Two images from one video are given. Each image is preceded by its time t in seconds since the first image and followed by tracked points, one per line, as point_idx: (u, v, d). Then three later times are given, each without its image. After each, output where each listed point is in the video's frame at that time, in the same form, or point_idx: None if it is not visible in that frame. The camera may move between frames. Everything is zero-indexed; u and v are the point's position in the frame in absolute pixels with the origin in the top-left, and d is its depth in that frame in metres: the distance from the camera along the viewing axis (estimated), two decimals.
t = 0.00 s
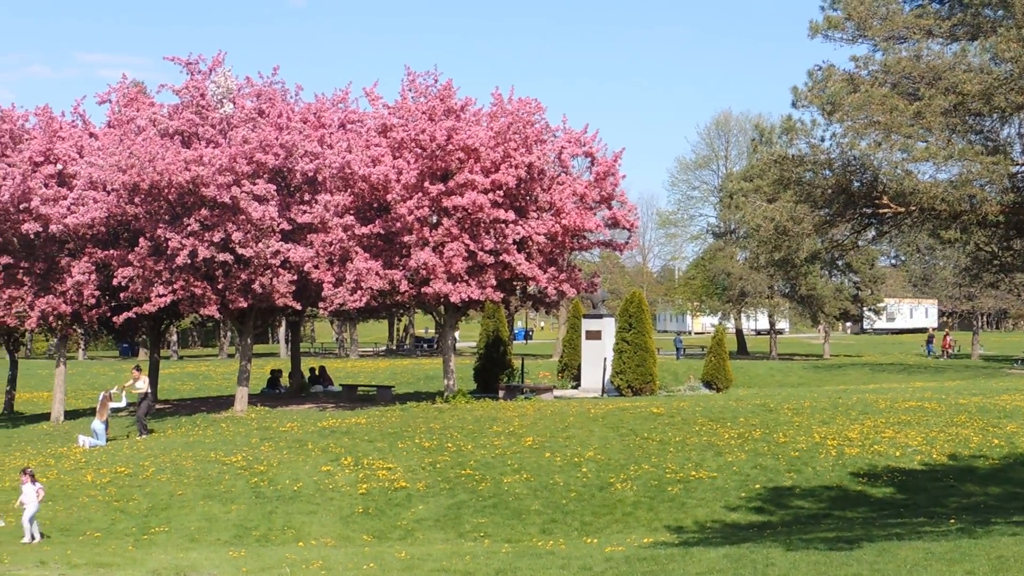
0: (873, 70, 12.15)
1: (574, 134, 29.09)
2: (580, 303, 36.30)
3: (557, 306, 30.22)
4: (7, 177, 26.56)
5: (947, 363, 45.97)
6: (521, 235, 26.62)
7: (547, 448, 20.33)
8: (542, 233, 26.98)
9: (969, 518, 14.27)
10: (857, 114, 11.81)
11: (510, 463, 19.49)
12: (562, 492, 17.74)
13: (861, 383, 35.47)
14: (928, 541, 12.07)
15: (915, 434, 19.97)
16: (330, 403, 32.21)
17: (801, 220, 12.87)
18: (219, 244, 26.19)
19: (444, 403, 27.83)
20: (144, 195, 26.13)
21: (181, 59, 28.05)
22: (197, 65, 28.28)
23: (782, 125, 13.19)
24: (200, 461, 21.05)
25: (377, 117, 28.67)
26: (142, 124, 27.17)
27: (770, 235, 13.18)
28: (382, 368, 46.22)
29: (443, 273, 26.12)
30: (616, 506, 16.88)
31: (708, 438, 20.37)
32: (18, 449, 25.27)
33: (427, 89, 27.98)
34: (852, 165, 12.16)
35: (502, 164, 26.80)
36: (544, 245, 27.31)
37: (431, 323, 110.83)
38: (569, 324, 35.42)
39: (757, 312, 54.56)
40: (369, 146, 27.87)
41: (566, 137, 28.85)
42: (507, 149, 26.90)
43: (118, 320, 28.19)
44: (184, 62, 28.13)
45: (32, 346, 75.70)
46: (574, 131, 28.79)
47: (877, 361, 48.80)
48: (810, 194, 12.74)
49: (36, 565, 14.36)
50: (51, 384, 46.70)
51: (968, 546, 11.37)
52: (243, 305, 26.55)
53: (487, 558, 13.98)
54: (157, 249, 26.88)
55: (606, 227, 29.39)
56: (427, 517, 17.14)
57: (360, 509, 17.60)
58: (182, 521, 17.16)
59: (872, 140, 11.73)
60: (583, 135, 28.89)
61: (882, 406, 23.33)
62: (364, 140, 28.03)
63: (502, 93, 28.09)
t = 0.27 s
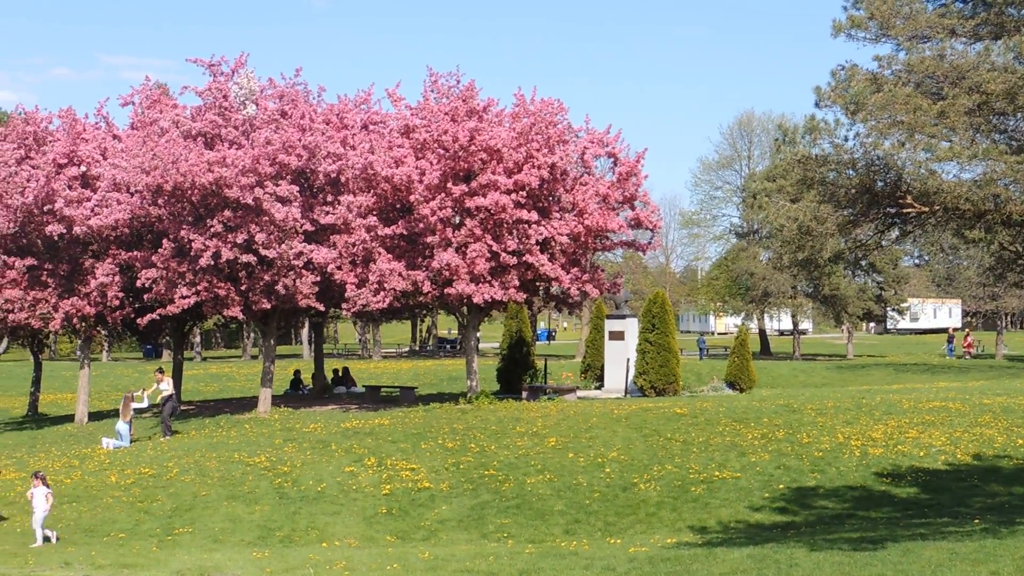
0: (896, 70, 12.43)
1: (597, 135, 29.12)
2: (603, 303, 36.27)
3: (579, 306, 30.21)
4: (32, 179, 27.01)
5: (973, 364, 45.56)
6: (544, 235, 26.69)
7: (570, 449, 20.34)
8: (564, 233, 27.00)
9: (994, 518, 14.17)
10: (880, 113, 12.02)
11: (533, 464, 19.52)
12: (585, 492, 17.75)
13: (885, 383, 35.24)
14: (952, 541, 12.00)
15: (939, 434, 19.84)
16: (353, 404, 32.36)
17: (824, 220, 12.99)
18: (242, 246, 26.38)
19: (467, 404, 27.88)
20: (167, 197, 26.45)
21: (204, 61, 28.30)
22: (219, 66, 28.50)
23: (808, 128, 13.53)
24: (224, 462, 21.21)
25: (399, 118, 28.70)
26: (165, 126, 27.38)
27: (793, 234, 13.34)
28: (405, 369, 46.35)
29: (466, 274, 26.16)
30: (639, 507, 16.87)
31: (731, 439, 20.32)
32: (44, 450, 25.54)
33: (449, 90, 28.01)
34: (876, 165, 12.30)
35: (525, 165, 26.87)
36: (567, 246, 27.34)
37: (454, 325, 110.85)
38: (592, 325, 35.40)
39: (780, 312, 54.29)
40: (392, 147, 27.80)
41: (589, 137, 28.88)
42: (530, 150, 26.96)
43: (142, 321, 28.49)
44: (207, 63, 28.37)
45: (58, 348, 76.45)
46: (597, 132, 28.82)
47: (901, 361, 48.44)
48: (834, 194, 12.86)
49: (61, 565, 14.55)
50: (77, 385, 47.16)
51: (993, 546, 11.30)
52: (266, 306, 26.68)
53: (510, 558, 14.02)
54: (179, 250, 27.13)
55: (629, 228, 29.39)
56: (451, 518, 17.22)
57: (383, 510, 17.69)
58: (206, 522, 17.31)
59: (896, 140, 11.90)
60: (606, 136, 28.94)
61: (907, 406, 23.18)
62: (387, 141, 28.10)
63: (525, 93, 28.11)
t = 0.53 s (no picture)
0: (919, 68, 12.55)
1: (619, 134, 29.14)
2: (625, 303, 36.22)
3: (602, 305, 30.21)
4: (55, 180, 27.33)
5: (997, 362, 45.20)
6: (566, 234, 26.73)
7: (592, 448, 20.35)
8: (586, 232, 27.01)
9: (1019, 517, 14.08)
10: (904, 112, 12.17)
11: (556, 463, 19.55)
12: (608, 492, 17.76)
13: (908, 382, 34.98)
14: (977, 541, 11.93)
15: (963, 433, 19.71)
16: (376, 403, 32.50)
17: (846, 218, 13.10)
18: (265, 246, 26.56)
19: (489, 403, 27.92)
20: (189, 197, 26.73)
21: (226, 61, 28.49)
22: (241, 66, 28.70)
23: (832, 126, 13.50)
24: (246, 462, 21.38)
25: (421, 118, 28.76)
26: (187, 126, 27.77)
27: (815, 233, 13.44)
28: (427, 369, 46.49)
29: (488, 273, 26.21)
30: (662, 506, 16.87)
31: (754, 438, 20.27)
32: (68, 450, 25.81)
33: (471, 90, 28.11)
34: (899, 164, 12.47)
35: (547, 164, 26.96)
36: (589, 245, 27.37)
37: (475, 324, 110.86)
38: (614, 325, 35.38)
39: (802, 311, 54.04)
40: (414, 146, 27.86)
41: (611, 136, 28.91)
42: (552, 149, 26.99)
43: (164, 321, 28.67)
44: (229, 63, 28.57)
45: (82, 348, 77.09)
46: (619, 131, 28.84)
47: (924, 360, 47.93)
48: (856, 192, 12.98)
49: (86, 565, 14.73)
50: (100, 385, 47.55)
51: (1018, 546, 11.24)
52: (288, 307, 26.75)
53: (533, 558, 14.06)
54: (201, 250, 27.44)
55: (651, 227, 29.39)
56: (473, 517, 17.28)
57: (406, 509, 17.78)
58: (229, 522, 17.45)
59: (920, 138, 12.05)
60: (628, 135, 28.99)
61: (930, 405, 23.05)
62: (409, 140, 28.16)
63: (546, 92, 28.14)
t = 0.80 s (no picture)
0: (941, 64, 12.71)
1: (641, 133, 29.07)
2: (646, 301, 36.18)
3: (624, 304, 30.14)
4: (77, 182, 27.59)
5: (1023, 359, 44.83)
6: (587, 234, 26.67)
7: (615, 447, 20.36)
8: (608, 231, 26.98)
9: None
10: (926, 108, 12.28)
11: (579, 462, 19.57)
12: (631, 490, 17.77)
13: (931, 380, 34.75)
14: (1002, 538, 11.87)
15: (987, 430, 19.57)
16: (398, 403, 32.62)
17: (869, 216, 13.11)
18: (287, 246, 26.73)
19: (512, 402, 27.97)
20: (212, 198, 26.98)
21: (247, 62, 28.67)
22: (262, 67, 28.87)
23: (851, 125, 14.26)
24: (270, 462, 21.54)
25: (443, 117, 28.72)
26: (210, 127, 27.90)
27: (838, 230, 13.40)
28: (449, 368, 46.63)
29: (510, 272, 26.23)
30: (685, 505, 16.86)
31: (777, 436, 20.21)
32: (92, 451, 26.06)
33: (492, 89, 28.16)
34: (921, 160, 12.58)
35: (569, 163, 26.91)
36: (611, 244, 27.35)
37: (498, 323, 111.06)
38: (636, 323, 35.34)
39: (825, 308, 53.78)
40: (435, 146, 27.88)
41: (633, 135, 28.87)
42: (574, 148, 27.00)
43: (187, 322, 28.80)
44: (250, 64, 28.74)
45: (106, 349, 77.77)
46: (641, 129, 28.77)
47: (947, 357, 47.44)
48: (879, 189, 13.05)
49: (111, 565, 14.89)
50: (125, 386, 47.94)
51: None
52: (311, 307, 26.99)
53: (556, 557, 14.09)
54: (224, 251, 27.53)
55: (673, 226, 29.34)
56: (497, 517, 17.34)
57: (429, 509, 17.86)
58: (253, 522, 17.58)
59: (942, 134, 12.17)
60: (649, 134, 28.86)
61: (954, 402, 22.90)
62: (430, 140, 28.19)
63: (567, 91, 28.18)
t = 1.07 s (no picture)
0: (965, 62, 12.99)
1: (663, 132, 29.07)
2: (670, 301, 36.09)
3: (646, 303, 30.07)
4: (100, 183, 27.85)
5: None
6: (610, 233, 26.65)
7: (638, 447, 20.36)
8: (631, 231, 26.89)
9: None
10: (949, 106, 12.55)
11: (602, 462, 19.59)
12: (654, 490, 17.78)
13: (956, 379, 34.47)
14: None
15: (1012, 429, 19.42)
16: (421, 403, 32.72)
17: (892, 214, 13.74)
18: (309, 246, 26.90)
19: (534, 402, 28.02)
20: (234, 198, 27.14)
21: (269, 64, 28.89)
22: (284, 68, 29.08)
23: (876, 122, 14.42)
24: (293, 462, 21.67)
25: (466, 118, 28.83)
26: (232, 128, 28.04)
27: (862, 228, 14.20)
28: (472, 368, 46.75)
29: (532, 272, 26.29)
30: (709, 504, 16.85)
31: (800, 435, 20.13)
32: (116, 452, 26.29)
33: (514, 89, 28.24)
34: (945, 159, 12.94)
35: (591, 163, 26.99)
36: (634, 243, 27.34)
37: (521, 323, 111.20)
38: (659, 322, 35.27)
39: (848, 307, 53.47)
40: (457, 146, 27.93)
41: (655, 134, 28.87)
42: (596, 147, 27.05)
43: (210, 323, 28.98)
44: (273, 65, 28.94)
45: (130, 350, 78.36)
46: (663, 129, 28.75)
47: (971, 356, 46.50)
48: (903, 187, 13.55)
49: (135, 566, 15.05)
50: (148, 387, 48.31)
51: None
52: (333, 307, 27.16)
53: (579, 557, 14.11)
54: (247, 251, 27.76)
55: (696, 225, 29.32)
56: (520, 516, 17.38)
57: (452, 509, 17.92)
58: (276, 523, 17.71)
59: (965, 133, 12.40)
60: (672, 133, 28.84)
61: (978, 401, 22.73)
62: (452, 140, 28.26)
63: (589, 90, 28.18)
